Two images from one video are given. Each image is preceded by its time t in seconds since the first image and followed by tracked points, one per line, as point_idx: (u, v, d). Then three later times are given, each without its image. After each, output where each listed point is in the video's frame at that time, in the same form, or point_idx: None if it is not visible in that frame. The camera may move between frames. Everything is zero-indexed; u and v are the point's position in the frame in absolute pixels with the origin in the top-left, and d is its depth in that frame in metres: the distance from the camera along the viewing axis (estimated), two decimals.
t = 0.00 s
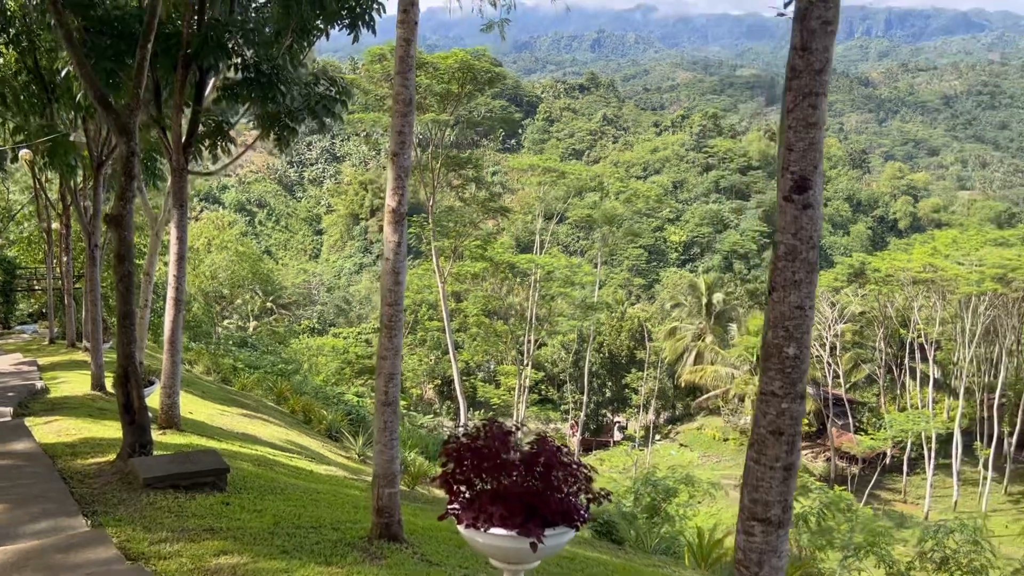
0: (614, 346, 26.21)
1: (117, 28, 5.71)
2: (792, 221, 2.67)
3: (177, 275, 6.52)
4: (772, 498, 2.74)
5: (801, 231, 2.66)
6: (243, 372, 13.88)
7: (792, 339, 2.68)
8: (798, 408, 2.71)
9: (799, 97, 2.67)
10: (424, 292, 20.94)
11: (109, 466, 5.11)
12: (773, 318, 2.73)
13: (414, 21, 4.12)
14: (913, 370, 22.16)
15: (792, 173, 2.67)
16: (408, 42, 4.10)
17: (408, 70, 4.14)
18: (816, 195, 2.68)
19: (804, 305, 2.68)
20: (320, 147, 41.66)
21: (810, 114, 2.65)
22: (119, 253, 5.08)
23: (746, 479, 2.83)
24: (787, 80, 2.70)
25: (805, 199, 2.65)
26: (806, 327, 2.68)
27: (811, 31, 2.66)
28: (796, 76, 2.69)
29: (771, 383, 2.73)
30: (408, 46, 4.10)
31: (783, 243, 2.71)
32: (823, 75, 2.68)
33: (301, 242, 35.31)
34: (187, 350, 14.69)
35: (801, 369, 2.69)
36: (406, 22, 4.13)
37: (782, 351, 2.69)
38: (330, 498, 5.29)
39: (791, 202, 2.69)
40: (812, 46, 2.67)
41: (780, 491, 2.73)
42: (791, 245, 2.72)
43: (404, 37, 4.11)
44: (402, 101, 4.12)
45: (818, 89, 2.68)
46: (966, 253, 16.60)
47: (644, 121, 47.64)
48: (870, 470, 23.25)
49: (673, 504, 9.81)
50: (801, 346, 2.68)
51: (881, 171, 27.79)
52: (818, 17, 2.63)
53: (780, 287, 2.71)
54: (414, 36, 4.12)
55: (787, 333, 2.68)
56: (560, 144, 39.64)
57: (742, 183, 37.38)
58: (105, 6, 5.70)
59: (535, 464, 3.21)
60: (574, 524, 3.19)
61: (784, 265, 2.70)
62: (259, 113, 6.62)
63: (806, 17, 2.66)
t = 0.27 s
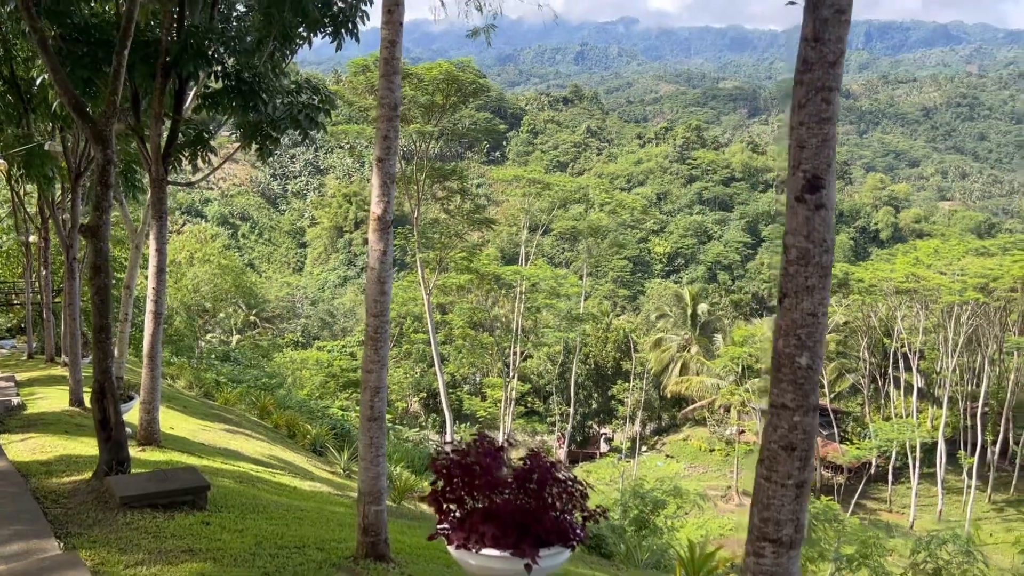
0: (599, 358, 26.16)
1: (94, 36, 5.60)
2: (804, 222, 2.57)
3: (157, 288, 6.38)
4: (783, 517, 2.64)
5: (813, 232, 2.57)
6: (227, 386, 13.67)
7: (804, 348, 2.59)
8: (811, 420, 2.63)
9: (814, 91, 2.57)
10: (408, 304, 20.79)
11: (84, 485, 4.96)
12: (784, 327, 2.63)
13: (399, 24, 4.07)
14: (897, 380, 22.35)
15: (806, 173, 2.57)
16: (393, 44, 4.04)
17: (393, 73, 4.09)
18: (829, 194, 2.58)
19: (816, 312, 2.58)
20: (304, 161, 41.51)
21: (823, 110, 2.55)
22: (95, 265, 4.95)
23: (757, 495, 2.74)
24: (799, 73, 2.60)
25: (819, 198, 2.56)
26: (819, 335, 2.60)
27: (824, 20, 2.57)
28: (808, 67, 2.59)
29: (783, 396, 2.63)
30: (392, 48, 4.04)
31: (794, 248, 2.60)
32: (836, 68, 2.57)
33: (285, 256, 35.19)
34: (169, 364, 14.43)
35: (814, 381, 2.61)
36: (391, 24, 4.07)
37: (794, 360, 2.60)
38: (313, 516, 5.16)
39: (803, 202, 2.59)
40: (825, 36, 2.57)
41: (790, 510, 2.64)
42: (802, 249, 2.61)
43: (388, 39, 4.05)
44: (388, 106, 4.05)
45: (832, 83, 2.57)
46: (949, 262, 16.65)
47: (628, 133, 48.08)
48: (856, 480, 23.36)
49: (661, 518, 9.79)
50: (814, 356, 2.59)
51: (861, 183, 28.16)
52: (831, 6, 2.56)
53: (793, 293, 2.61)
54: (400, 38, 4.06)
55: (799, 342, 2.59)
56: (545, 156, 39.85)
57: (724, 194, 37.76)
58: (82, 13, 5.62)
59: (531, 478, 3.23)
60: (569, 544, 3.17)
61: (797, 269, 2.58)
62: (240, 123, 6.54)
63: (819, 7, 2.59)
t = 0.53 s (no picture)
0: (588, 368, 26.13)
1: (79, 49, 5.47)
2: (821, 241, 2.70)
3: (142, 303, 6.27)
4: (800, 549, 2.79)
5: (830, 252, 2.70)
6: (212, 400, 13.48)
7: (821, 373, 2.74)
8: (828, 449, 2.78)
9: (829, 103, 2.70)
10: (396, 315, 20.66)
11: (66, 508, 4.83)
12: (801, 351, 2.78)
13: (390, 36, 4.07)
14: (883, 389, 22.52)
15: (822, 191, 2.70)
16: (384, 55, 4.05)
17: (384, 85, 4.10)
18: (846, 213, 2.71)
19: (833, 336, 2.73)
20: (290, 172, 41.30)
21: (840, 124, 2.68)
22: (78, 282, 4.83)
23: (773, 529, 2.89)
24: (816, 86, 2.72)
25: (836, 217, 2.68)
26: (835, 360, 2.75)
27: (840, 32, 2.68)
28: (822, 82, 2.72)
29: (799, 423, 2.79)
30: (383, 59, 4.05)
31: (810, 268, 2.74)
32: (853, 81, 2.70)
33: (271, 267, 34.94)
34: (153, 379, 14.19)
35: (830, 408, 2.76)
36: (382, 35, 4.07)
37: (811, 387, 2.75)
38: (301, 539, 5.05)
39: (820, 221, 2.72)
40: (842, 48, 2.68)
41: (807, 542, 2.79)
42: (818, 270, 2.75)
43: (379, 51, 4.05)
44: (379, 117, 4.06)
45: (849, 96, 2.70)
46: (935, 272, 16.67)
47: (614, 144, 48.39)
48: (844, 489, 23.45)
49: (652, 531, 9.76)
50: (831, 383, 2.74)
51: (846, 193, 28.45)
52: (848, 18, 2.66)
53: (810, 316, 2.75)
54: (391, 49, 4.07)
55: (817, 368, 2.74)
56: (532, 167, 39.94)
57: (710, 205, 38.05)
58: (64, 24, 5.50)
59: (530, 505, 3.23)
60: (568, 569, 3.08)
61: (813, 291, 2.72)
62: (227, 135, 6.45)
63: (835, 17, 2.69)
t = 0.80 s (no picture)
0: (580, 379, 26.10)
1: (68, 58, 5.38)
2: (851, 256, 2.87)
3: (132, 316, 6.18)
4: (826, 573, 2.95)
5: (859, 267, 2.87)
6: (202, 413, 13.32)
7: (849, 395, 2.90)
8: (856, 473, 2.94)
9: (858, 112, 2.88)
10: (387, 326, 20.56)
11: (54, 527, 4.72)
12: (830, 370, 2.95)
13: (388, 47, 4.25)
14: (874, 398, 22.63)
15: (851, 203, 2.86)
16: (382, 65, 4.22)
17: (383, 94, 4.27)
18: (874, 226, 2.88)
19: (861, 355, 2.89)
20: (280, 183, 41.18)
21: (869, 133, 2.86)
22: (67, 296, 4.74)
23: (799, 556, 3.06)
24: (845, 93, 2.90)
25: (865, 230, 2.85)
26: (864, 380, 2.90)
27: (870, 36, 2.86)
28: (849, 89, 2.91)
29: (827, 446, 2.96)
30: (381, 69, 4.23)
31: (840, 284, 2.91)
32: (882, 87, 2.87)
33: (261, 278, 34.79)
34: (143, 391, 13.99)
35: (858, 431, 2.92)
36: (381, 44, 4.24)
37: (840, 409, 2.91)
38: (298, 558, 5.01)
39: (849, 234, 2.88)
40: (871, 53, 2.86)
41: (835, 566, 2.96)
42: (846, 285, 2.91)
43: (378, 60, 4.22)
44: (378, 127, 4.23)
45: (877, 104, 2.87)
46: (925, 282, 16.52)
47: (605, 155, 48.69)
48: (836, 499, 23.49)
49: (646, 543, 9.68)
50: (859, 406, 2.90)
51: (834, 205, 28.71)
52: (876, 23, 2.84)
53: (839, 334, 2.91)
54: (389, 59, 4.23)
55: (844, 389, 2.91)
56: (522, 178, 40.02)
57: (701, 215, 38.27)
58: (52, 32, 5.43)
59: (536, 528, 3.19)
60: None
61: (843, 307, 2.89)
62: (218, 146, 6.40)
63: (864, 22, 2.87)
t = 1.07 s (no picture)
0: (574, 388, 26.02)
1: (61, 64, 5.39)
2: (880, 265, 2.90)
3: (124, 326, 6.10)
4: None
5: (889, 277, 2.90)
6: (195, 423, 13.19)
7: (879, 412, 2.93)
8: (885, 493, 2.95)
9: (887, 116, 2.89)
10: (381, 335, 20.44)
11: (44, 541, 4.66)
12: (858, 387, 2.97)
13: (388, 52, 4.28)
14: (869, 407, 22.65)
15: (881, 210, 2.90)
16: (382, 69, 4.26)
17: (383, 100, 4.32)
18: (904, 234, 2.89)
19: (891, 370, 2.93)
20: (274, 192, 41.10)
21: (899, 137, 2.88)
22: (57, 305, 4.66)
23: None
24: (875, 95, 2.91)
25: (895, 239, 2.87)
26: (893, 397, 2.93)
27: (901, 35, 2.86)
28: (880, 91, 2.91)
29: (855, 466, 2.97)
30: (381, 74, 4.26)
31: (868, 294, 2.93)
32: (914, 88, 2.89)
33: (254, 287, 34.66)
34: (135, 401, 13.85)
35: (887, 450, 2.93)
36: (380, 48, 4.28)
37: (869, 427, 2.93)
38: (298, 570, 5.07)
39: (879, 242, 2.91)
40: (903, 53, 2.87)
41: None
42: (875, 295, 2.94)
43: (378, 64, 4.25)
44: (377, 135, 4.29)
45: (908, 107, 2.88)
46: (918, 290, 16.64)
47: (598, 163, 48.92)
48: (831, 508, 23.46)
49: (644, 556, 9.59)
50: (888, 423, 2.92)
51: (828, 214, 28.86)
52: (910, 21, 2.84)
53: (868, 348, 2.94)
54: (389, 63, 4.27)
55: (874, 406, 2.93)
56: (516, 187, 40.09)
57: (694, 224, 38.44)
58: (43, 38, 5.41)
59: (541, 547, 3.23)
60: None
61: (872, 320, 2.92)
62: (213, 154, 6.36)
63: (895, 20, 2.88)
